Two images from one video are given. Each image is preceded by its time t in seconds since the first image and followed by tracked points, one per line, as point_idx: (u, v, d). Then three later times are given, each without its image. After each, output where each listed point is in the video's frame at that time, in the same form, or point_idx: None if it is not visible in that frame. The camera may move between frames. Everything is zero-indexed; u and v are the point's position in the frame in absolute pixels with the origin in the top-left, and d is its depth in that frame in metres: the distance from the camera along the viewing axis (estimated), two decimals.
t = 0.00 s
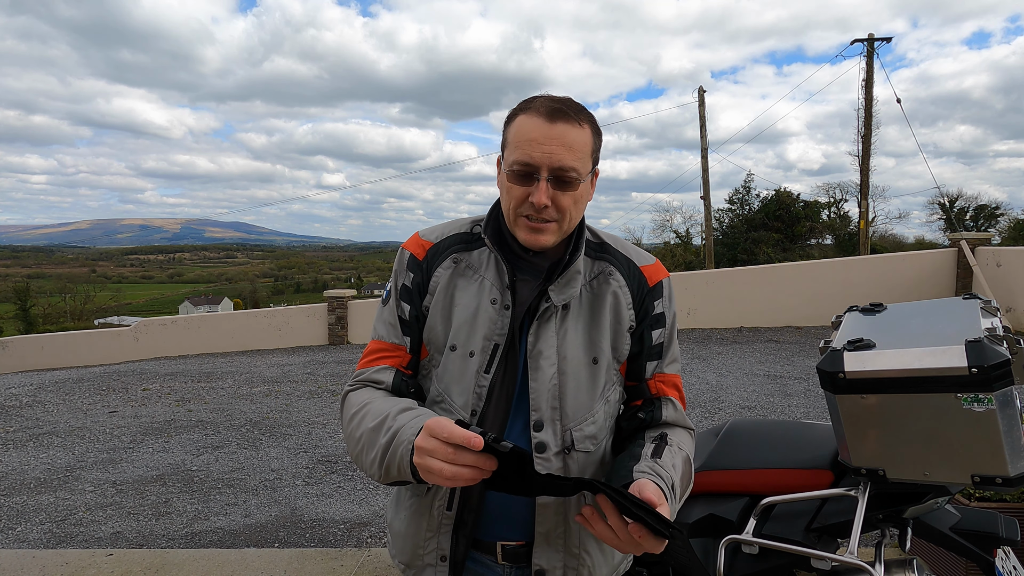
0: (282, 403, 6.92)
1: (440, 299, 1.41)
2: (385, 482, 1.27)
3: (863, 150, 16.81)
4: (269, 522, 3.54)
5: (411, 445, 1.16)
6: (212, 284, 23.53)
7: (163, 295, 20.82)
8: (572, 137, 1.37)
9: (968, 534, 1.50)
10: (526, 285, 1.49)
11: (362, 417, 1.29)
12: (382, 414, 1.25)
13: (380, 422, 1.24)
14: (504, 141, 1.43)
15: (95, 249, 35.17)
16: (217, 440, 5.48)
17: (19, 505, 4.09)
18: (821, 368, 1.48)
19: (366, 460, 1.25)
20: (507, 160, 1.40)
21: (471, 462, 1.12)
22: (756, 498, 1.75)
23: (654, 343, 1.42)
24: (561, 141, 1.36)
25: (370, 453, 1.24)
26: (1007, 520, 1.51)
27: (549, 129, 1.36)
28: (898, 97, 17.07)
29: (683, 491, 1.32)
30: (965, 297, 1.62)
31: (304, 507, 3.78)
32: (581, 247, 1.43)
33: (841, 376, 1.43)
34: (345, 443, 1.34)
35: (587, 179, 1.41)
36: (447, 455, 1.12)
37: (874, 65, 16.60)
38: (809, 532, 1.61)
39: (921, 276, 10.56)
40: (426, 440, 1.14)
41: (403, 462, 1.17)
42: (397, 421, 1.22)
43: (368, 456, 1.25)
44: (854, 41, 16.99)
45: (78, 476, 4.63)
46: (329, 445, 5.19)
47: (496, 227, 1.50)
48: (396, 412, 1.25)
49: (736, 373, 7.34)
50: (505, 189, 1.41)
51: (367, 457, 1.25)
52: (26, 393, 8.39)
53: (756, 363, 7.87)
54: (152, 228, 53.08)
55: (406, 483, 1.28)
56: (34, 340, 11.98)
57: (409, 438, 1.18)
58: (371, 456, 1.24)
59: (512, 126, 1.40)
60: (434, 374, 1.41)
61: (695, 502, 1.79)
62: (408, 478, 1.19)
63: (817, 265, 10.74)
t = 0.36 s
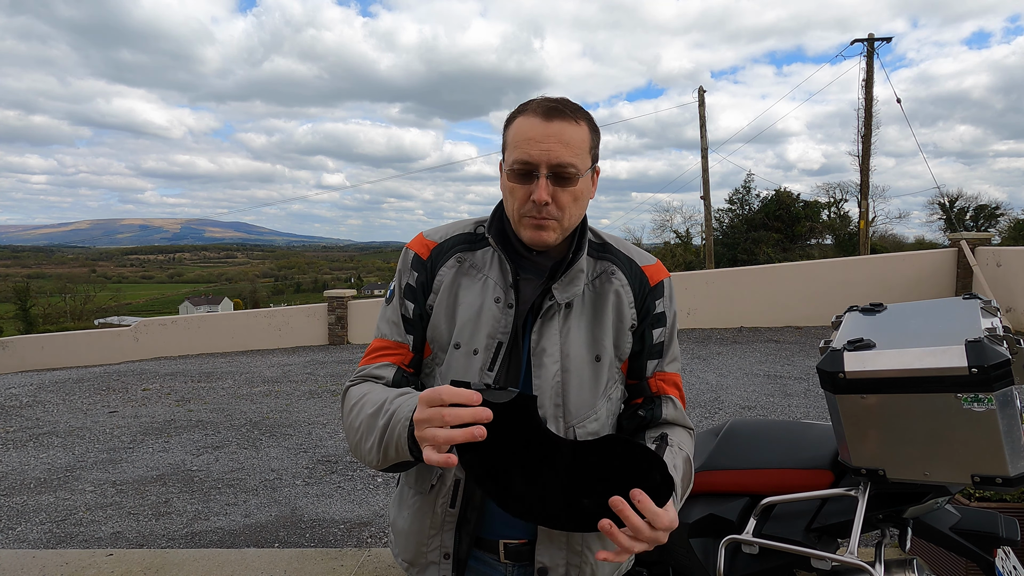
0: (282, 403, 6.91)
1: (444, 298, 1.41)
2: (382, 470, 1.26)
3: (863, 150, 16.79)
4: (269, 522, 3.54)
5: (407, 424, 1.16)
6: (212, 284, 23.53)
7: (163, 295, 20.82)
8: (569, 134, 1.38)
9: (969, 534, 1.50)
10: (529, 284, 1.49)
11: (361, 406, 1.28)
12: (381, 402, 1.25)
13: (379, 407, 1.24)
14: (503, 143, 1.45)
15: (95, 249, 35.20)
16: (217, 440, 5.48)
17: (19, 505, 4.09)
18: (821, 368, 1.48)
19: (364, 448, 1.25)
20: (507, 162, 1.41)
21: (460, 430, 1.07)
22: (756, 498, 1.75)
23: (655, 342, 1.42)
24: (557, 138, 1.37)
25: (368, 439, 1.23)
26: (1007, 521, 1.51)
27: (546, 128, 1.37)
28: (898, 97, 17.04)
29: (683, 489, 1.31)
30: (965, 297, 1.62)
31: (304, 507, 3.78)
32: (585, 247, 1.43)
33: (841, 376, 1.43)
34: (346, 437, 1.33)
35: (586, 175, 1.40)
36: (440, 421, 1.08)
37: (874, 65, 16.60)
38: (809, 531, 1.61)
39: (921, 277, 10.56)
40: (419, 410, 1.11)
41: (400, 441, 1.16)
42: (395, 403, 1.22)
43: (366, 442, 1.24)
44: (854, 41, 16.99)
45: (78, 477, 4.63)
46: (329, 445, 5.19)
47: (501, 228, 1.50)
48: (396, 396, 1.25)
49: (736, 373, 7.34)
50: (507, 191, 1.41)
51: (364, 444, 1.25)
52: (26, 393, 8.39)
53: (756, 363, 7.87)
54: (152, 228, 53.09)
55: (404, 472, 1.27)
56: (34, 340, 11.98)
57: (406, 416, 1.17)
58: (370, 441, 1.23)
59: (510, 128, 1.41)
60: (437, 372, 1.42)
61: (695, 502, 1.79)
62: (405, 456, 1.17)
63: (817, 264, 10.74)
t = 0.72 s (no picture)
0: (282, 403, 6.92)
1: (448, 295, 1.42)
2: (353, 446, 1.27)
3: (863, 150, 16.79)
4: (269, 522, 3.54)
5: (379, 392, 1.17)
6: (212, 284, 23.53)
7: (163, 295, 20.83)
8: (542, 128, 1.38)
9: (968, 534, 1.50)
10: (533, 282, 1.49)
11: (344, 384, 1.30)
12: (358, 379, 1.27)
13: (357, 383, 1.26)
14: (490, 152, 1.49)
15: (95, 249, 35.21)
16: (217, 440, 5.48)
17: (19, 505, 4.09)
18: (822, 368, 1.48)
19: (337, 425, 1.27)
20: (493, 171, 1.45)
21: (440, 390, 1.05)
22: (756, 498, 1.75)
23: (659, 346, 1.41)
24: (530, 135, 1.38)
25: (343, 414, 1.25)
26: (1008, 520, 1.51)
27: (517, 128, 1.39)
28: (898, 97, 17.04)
29: (675, 494, 1.30)
30: (966, 297, 1.62)
31: (304, 507, 3.78)
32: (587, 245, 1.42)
33: (841, 376, 1.43)
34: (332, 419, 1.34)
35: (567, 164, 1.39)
36: (418, 385, 1.06)
37: (874, 66, 16.60)
38: (809, 532, 1.61)
39: (921, 276, 10.55)
40: (399, 373, 1.09)
41: (368, 411, 1.18)
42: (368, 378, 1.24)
43: (341, 416, 1.26)
44: (854, 41, 17.00)
45: (78, 476, 4.63)
46: (329, 445, 5.19)
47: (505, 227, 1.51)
48: (373, 372, 1.26)
49: (736, 373, 7.34)
50: (499, 197, 1.44)
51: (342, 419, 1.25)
52: (26, 393, 8.39)
53: (756, 363, 7.87)
54: (152, 228, 53.06)
55: (378, 450, 1.28)
56: (34, 340, 11.99)
57: (377, 386, 1.19)
58: (344, 414, 1.25)
59: (491, 138, 1.46)
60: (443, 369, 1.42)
61: (695, 502, 1.79)
62: (373, 426, 1.18)
63: (817, 264, 10.74)
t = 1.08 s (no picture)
0: (282, 403, 6.91)
1: (449, 295, 1.42)
2: (347, 442, 1.27)
3: (863, 150, 16.80)
4: (269, 522, 3.54)
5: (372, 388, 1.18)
6: (212, 284, 23.53)
7: (163, 295, 20.82)
8: (544, 128, 1.38)
9: (969, 534, 1.50)
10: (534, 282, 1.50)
11: (339, 379, 1.31)
12: (353, 374, 1.27)
13: (352, 378, 1.26)
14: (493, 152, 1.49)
15: (95, 249, 35.22)
16: (217, 440, 5.48)
17: (18, 505, 4.09)
18: (821, 368, 1.48)
19: (331, 420, 1.27)
20: (495, 170, 1.45)
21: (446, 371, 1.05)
22: (756, 498, 1.75)
23: (661, 347, 1.40)
24: (532, 135, 1.37)
25: (337, 409, 1.25)
26: (1007, 520, 1.51)
27: (518, 128, 1.39)
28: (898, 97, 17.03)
29: (676, 499, 1.30)
30: (966, 297, 1.61)
31: (304, 507, 3.78)
32: (590, 245, 1.42)
33: (841, 376, 1.43)
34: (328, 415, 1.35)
35: (570, 164, 1.39)
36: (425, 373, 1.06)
37: (874, 65, 16.60)
38: (809, 532, 1.61)
39: (921, 276, 10.56)
40: (402, 364, 1.08)
41: (362, 405, 1.18)
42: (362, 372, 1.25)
43: (335, 411, 1.26)
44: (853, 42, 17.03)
45: (78, 476, 4.63)
46: (329, 445, 5.19)
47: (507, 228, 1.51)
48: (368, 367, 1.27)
49: (736, 373, 7.34)
50: (501, 198, 1.45)
51: (334, 413, 1.26)
52: (26, 393, 8.39)
53: (756, 363, 7.87)
54: (152, 228, 53.06)
55: (371, 445, 1.28)
56: (34, 340, 11.99)
57: (372, 378, 1.20)
58: (338, 408, 1.25)
59: (493, 138, 1.46)
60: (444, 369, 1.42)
61: (695, 502, 1.78)
62: (366, 419, 1.18)
63: (818, 263, 10.74)
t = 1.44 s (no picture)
0: (282, 403, 6.91)
1: (452, 295, 1.42)
2: (354, 447, 1.27)
3: (863, 150, 16.80)
4: (269, 522, 3.54)
5: (384, 396, 1.18)
6: (212, 284, 23.54)
7: (162, 295, 20.83)
8: (549, 130, 1.37)
9: (969, 534, 1.50)
10: (537, 283, 1.50)
11: (343, 383, 1.30)
12: (360, 378, 1.27)
13: (359, 382, 1.26)
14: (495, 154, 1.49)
15: (95, 249, 35.26)
16: (217, 440, 5.48)
17: (18, 505, 4.09)
18: (822, 368, 1.48)
19: (337, 423, 1.27)
20: (499, 172, 1.44)
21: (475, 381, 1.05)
22: (756, 498, 1.75)
23: (658, 342, 1.39)
24: (538, 137, 1.37)
25: (343, 414, 1.25)
26: (1008, 520, 1.51)
27: (524, 131, 1.39)
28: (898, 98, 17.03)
29: (660, 479, 1.28)
30: (966, 297, 1.61)
31: (304, 507, 3.78)
32: (591, 246, 1.42)
33: (841, 375, 1.43)
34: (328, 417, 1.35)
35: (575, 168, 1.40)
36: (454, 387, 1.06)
37: (874, 65, 16.60)
38: (809, 532, 1.61)
39: (921, 276, 10.55)
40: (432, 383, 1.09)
41: (374, 411, 1.19)
42: (372, 377, 1.25)
43: (341, 415, 1.26)
44: (853, 42, 17.05)
45: (78, 477, 4.63)
46: (329, 445, 5.19)
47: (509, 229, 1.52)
48: (376, 372, 1.27)
49: (736, 373, 7.34)
50: (506, 200, 1.45)
51: (340, 416, 1.26)
52: (26, 393, 8.40)
53: (756, 363, 7.87)
54: (152, 228, 53.08)
55: (377, 452, 1.28)
56: (34, 340, 12.00)
57: (383, 386, 1.20)
58: (345, 411, 1.25)
59: (497, 140, 1.46)
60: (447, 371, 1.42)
61: (695, 502, 1.78)
62: (377, 426, 1.19)
63: (818, 263, 10.74)
